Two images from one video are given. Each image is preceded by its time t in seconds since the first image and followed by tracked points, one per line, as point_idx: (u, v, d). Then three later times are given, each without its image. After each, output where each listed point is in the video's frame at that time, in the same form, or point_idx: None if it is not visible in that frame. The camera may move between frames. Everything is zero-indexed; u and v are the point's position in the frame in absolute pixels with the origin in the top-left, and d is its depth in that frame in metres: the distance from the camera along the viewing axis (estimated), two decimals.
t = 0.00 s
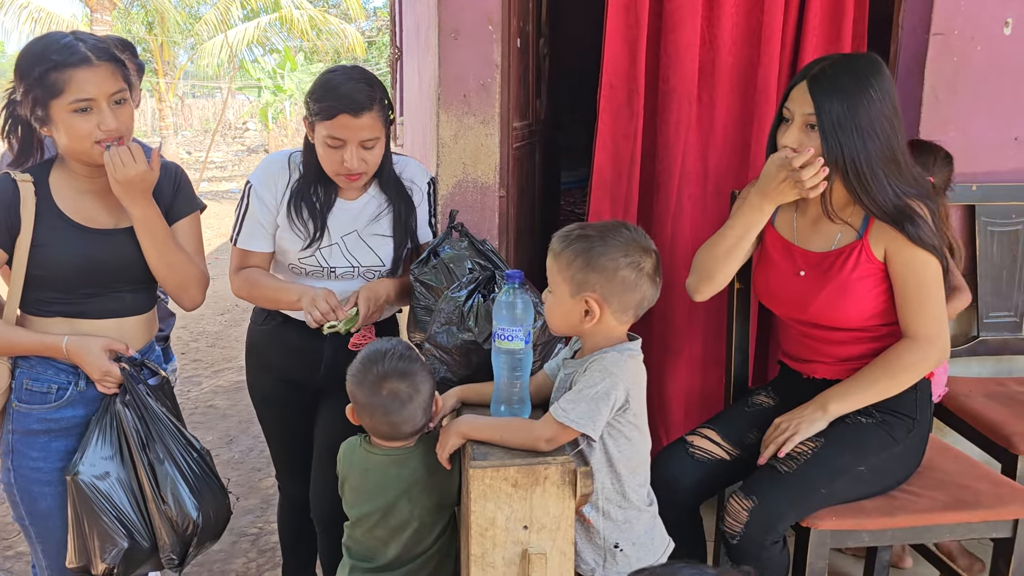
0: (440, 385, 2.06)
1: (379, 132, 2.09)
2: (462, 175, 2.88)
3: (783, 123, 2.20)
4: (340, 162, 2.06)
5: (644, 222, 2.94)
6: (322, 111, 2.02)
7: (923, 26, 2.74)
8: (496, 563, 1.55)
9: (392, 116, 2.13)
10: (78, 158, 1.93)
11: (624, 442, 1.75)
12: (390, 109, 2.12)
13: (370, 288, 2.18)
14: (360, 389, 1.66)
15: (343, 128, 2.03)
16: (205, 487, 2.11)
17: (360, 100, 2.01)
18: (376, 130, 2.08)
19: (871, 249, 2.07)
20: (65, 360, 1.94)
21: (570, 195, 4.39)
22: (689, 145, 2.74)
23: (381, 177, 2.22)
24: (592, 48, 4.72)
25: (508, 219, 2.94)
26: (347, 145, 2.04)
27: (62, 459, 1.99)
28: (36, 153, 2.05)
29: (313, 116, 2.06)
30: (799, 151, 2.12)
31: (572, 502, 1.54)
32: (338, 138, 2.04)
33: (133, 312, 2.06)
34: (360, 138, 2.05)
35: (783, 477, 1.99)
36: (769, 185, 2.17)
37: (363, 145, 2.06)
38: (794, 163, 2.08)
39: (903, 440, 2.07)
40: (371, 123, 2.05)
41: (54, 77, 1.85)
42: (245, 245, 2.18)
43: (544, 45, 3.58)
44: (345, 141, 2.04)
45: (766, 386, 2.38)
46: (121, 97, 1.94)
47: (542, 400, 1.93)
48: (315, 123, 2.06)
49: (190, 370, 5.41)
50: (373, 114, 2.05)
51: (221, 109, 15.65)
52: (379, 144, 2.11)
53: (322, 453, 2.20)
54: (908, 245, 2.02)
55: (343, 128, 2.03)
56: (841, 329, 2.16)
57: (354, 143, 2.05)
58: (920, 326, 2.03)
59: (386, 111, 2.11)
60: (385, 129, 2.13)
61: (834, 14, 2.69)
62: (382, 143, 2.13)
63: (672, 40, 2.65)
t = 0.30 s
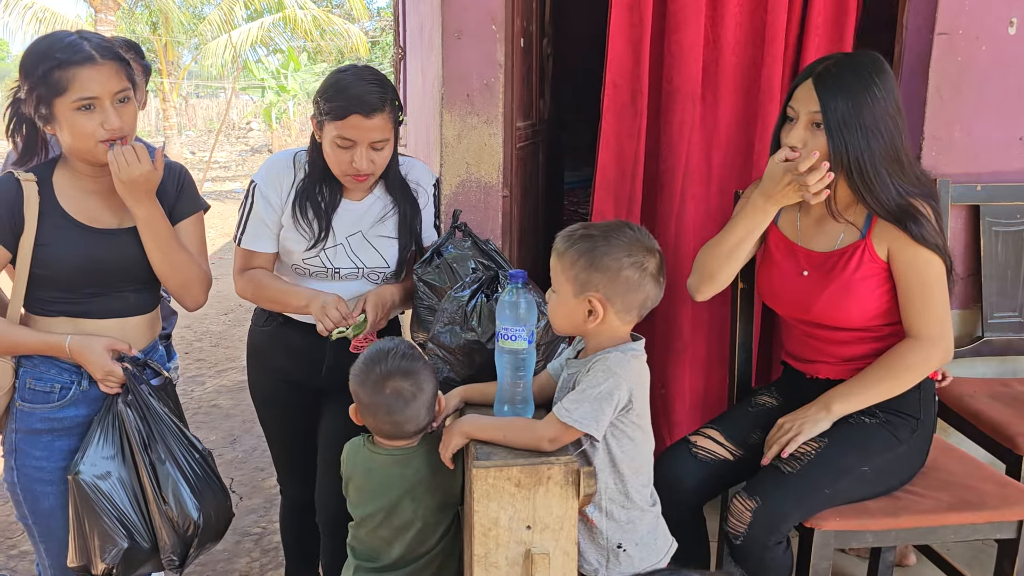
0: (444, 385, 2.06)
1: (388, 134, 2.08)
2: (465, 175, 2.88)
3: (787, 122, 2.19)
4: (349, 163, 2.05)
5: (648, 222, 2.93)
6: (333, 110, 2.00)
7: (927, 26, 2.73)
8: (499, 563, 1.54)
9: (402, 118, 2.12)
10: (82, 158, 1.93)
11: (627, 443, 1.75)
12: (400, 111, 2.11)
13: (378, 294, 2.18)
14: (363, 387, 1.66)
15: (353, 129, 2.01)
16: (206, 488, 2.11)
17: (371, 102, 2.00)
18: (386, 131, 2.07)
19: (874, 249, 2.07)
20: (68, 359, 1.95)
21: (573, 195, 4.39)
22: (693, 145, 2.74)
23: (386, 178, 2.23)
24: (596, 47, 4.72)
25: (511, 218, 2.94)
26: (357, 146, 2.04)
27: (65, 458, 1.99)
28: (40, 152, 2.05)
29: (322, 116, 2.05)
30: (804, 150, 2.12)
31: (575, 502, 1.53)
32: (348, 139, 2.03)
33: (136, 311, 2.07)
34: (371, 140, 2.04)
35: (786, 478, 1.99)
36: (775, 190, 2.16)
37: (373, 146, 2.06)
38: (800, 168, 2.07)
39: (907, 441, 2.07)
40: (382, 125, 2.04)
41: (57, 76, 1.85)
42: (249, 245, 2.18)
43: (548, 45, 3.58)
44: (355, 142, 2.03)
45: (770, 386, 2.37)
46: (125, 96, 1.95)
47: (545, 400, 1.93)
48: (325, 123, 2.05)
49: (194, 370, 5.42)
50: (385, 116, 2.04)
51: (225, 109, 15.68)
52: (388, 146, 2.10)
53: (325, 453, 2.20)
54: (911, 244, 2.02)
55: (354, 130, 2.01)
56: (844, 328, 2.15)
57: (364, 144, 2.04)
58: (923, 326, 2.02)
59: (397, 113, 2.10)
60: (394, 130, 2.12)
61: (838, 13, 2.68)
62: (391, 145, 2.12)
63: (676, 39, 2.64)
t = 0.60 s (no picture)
0: (446, 384, 2.06)
1: (397, 134, 2.08)
2: (468, 175, 2.88)
3: (790, 120, 2.19)
4: (358, 162, 2.05)
5: (651, 222, 2.93)
6: (342, 109, 2.01)
7: (930, 26, 2.72)
8: (501, 563, 1.54)
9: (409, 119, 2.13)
10: (86, 158, 1.93)
11: (629, 442, 1.75)
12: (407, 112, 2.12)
13: (381, 301, 2.19)
14: (366, 384, 1.66)
15: (363, 127, 2.01)
16: (207, 488, 2.11)
17: (380, 101, 2.00)
18: (395, 131, 2.07)
19: (874, 247, 2.07)
20: (71, 359, 1.95)
21: (576, 195, 4.39)
22: (696, 144, 2.74)
23: (390, 178, 2.23)
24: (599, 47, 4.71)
25: (513, 218, 2.94)
26: (366, 145, 2.04)
27: (67, 458, 2.00)
28: (43, 152, 2.05)
29: (330, 114, 2.05)
30: (807, 148, 2.11)
31: (576, 502, 1.54)
32: (358, 138, 2.03)
33: (139, 311, 2.07)
34: (380, 139, 2.04)
35: (788, 478, 1.99)
36: (776, 192, 2.13)
37: (382, 146, 2.06)
38: (803, 170, 2.05)
39: (909, 440, 2.07)
40: (391, 125, 2.05)
41: (61, 74, 1.85)
42: (252, 246, 2.17)
43: (550, 44, 3.58)
44: (364, 141, 2.03)
45: (772, 386, 2.37)
46: (127, 96, 1.95)
47: (547, 400, 1.93)
48: (333, 122, 2.04)
49: (196, 370, 5.42)
50: (395, 116, 2.05)
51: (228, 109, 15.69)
52: (396, 147, 2.11)
53: (327, 453, 2.20)
54: (911, 244, 2.02)
55: (364, 129, 2.02)
56: (844, 328, 2.15)
57: (373, 143, 2.04)
58: (924, 325, 2.02)
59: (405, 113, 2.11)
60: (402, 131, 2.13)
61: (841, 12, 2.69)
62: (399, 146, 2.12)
63: (679, 38, 2.64)
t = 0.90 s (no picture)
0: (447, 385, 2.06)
1: (405, 136, 2.08)
2: (469, 174, 2.88)
3: (791, 120, 2.20)
4: (366, 164, 2.05)
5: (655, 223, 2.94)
6: (351, 110, 2.00)
7: (932, 25, 2.72)
8: (502, 563, 1.55)
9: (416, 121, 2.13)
10: (88, 156, 1.94)
11: (630, 441, 1.75)
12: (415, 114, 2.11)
13: (383, 304, 2.19)
14: (368, 381, 1.67)
15: (373, 129, 2.01)
16: (209, 488, 2.11)
17: (389, 102, 2.00)
18: (403, 133, 2.07)
19: (875, 246, 2.07)
20: (73, 358, 1.95)
21: (578, 194, 4.39)
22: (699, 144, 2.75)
23: (393, 180, 2.24)
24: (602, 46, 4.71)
25: (514, 218, 2.94)
26: (375, 146, 2.04)
27: (69, 457, 2.00)
28: (46, 151, 2.07)
29: (337, 116, 2.04)
30: (809, 148, 2.12)
31: (578, 502, 1.54)
32: (366, 139, 2.03)
33: (141, 311, 2.08)
34: (389, 141, 2.05)
35: (790, 478, 1.99)
36: (781, 197, 2.11)
37: (390, 148, 2.07)
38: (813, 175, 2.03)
39: (911, 440, 2.07)
40: (399, 127, 2.05)
41: (61, 71, 1.86)
42: (254, 250, 2.16)
43: (552, 44, 3.58)
44: (373, 142, 2.03)
45: (773, 386, 2.37)
46: (128, 93, 1.96)
47: (547, 400, 1.93)
48: (341, 123, 2.04)
49: (198, 369, 5.43)
50: (403, 118, 2.05)
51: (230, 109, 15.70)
52: (403, 149, 2.11)
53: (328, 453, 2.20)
54: (911, 243, 2.02)
55: (374, 131, 2.02)
56: (845, 327, 2.15)
57: (382, 145, 2.04)
58: (925, 324, 2.02)
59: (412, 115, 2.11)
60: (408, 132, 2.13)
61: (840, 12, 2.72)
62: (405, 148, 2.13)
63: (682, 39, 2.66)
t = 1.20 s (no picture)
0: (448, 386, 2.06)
1: (406, 142, 2.09)
2: (470, 174, 2.88)
3: (794, 120, 2.20)
4: (366, 169, 2.05)
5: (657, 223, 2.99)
6: (351, 115, 2.00)
7: (932, 25, 2.72)
8: (503, 563, 1.55)
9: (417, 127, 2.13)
10: (88, 155, 1.93)
11: (631, 439, 1.75)
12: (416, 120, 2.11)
13: (385, 305, 2.19)
14: (372, 379, 1.66)
15: (373, 135, 2.02)
16: (210, 488, 2.11)
17: (390, 109, 2.00)
18: (404, 140, 2.07)
19: (876, 246, 2.07)
20: (75, 359, 1.95)
21: (579, 194, 4.40)
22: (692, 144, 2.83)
23: (393, 181, 2.24)
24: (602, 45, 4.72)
25: (515, 218, 2.94)
26: (374, 152, 2.04)
27: (71, 457, 2.00)
28: (52, 151, 2.07)
29: (337, 120, 2.04)
30: (812, 148, 2.12)
31: (578, 502, 1.54)
32: (366, 144, 2.03)
33: (142, 311, 2.08)
34: (389, 147, 2.05)
35: (791, 478, 1.99)
36: (783, 197, 2.13)
37: (390, 154, 2.07)
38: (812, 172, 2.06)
39: (911, 440, 2.07)
40: (400, 133, 2.05)
41: (56, 68, 1.86)
42: (253, 253, 2.15)
43: (552, 44, 3.58)
44: (373, 148, 2.03)
45: (773, 386, 2.37)
46: (125, 90, 1.95)
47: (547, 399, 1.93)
48: (341, 128, 2.04)
49: (199, 369, 5.43)
50: (405, 123, 2.05)
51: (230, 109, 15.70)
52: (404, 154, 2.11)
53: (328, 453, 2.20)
54: (913, 243, 2.02)
55: (375, 137, 2.02)
56: (846, 327, 2.15)
57: (381, 150, 2.04)
58: (927, 324, 2.02)
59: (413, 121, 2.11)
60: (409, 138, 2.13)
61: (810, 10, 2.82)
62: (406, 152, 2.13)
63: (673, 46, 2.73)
